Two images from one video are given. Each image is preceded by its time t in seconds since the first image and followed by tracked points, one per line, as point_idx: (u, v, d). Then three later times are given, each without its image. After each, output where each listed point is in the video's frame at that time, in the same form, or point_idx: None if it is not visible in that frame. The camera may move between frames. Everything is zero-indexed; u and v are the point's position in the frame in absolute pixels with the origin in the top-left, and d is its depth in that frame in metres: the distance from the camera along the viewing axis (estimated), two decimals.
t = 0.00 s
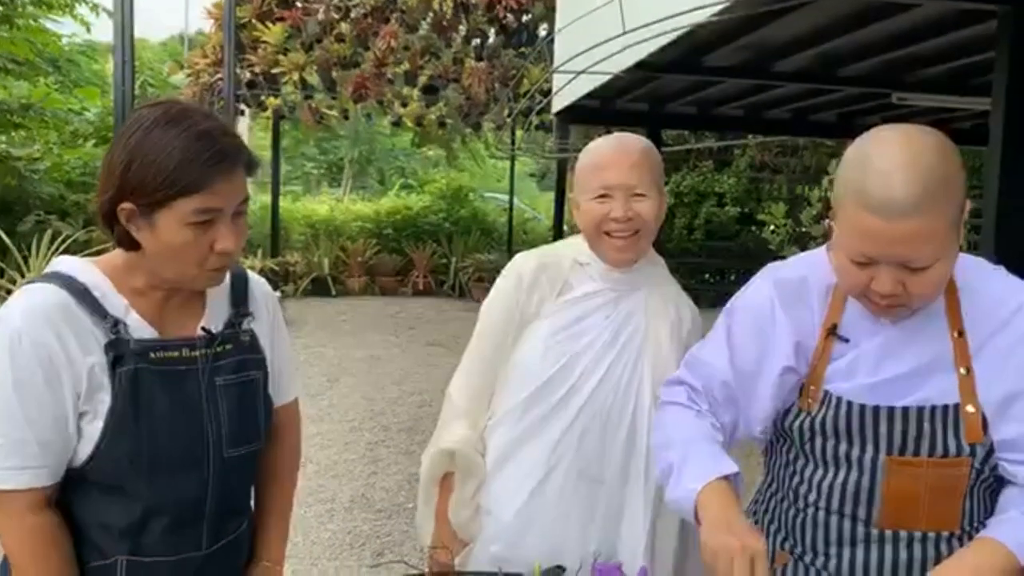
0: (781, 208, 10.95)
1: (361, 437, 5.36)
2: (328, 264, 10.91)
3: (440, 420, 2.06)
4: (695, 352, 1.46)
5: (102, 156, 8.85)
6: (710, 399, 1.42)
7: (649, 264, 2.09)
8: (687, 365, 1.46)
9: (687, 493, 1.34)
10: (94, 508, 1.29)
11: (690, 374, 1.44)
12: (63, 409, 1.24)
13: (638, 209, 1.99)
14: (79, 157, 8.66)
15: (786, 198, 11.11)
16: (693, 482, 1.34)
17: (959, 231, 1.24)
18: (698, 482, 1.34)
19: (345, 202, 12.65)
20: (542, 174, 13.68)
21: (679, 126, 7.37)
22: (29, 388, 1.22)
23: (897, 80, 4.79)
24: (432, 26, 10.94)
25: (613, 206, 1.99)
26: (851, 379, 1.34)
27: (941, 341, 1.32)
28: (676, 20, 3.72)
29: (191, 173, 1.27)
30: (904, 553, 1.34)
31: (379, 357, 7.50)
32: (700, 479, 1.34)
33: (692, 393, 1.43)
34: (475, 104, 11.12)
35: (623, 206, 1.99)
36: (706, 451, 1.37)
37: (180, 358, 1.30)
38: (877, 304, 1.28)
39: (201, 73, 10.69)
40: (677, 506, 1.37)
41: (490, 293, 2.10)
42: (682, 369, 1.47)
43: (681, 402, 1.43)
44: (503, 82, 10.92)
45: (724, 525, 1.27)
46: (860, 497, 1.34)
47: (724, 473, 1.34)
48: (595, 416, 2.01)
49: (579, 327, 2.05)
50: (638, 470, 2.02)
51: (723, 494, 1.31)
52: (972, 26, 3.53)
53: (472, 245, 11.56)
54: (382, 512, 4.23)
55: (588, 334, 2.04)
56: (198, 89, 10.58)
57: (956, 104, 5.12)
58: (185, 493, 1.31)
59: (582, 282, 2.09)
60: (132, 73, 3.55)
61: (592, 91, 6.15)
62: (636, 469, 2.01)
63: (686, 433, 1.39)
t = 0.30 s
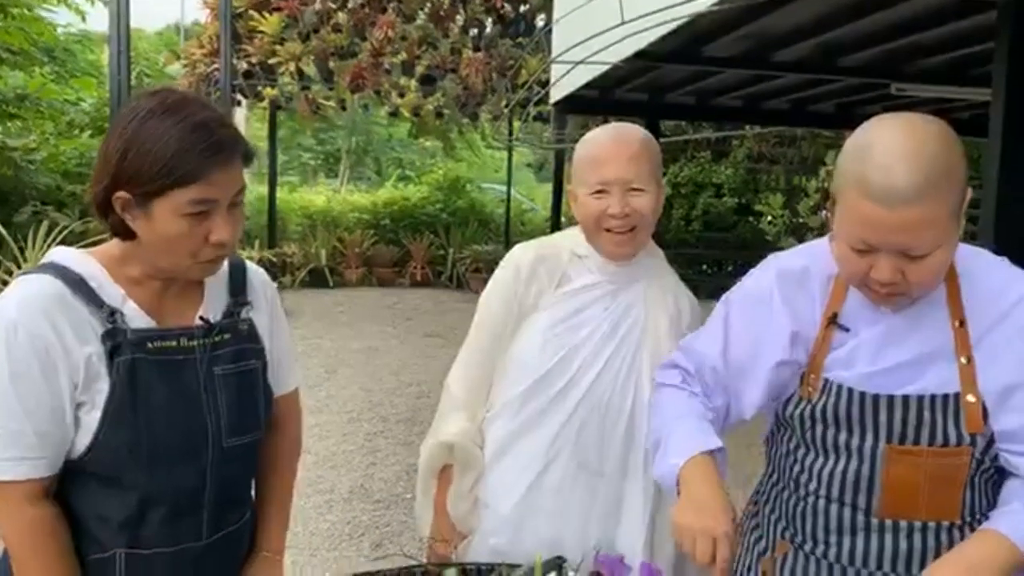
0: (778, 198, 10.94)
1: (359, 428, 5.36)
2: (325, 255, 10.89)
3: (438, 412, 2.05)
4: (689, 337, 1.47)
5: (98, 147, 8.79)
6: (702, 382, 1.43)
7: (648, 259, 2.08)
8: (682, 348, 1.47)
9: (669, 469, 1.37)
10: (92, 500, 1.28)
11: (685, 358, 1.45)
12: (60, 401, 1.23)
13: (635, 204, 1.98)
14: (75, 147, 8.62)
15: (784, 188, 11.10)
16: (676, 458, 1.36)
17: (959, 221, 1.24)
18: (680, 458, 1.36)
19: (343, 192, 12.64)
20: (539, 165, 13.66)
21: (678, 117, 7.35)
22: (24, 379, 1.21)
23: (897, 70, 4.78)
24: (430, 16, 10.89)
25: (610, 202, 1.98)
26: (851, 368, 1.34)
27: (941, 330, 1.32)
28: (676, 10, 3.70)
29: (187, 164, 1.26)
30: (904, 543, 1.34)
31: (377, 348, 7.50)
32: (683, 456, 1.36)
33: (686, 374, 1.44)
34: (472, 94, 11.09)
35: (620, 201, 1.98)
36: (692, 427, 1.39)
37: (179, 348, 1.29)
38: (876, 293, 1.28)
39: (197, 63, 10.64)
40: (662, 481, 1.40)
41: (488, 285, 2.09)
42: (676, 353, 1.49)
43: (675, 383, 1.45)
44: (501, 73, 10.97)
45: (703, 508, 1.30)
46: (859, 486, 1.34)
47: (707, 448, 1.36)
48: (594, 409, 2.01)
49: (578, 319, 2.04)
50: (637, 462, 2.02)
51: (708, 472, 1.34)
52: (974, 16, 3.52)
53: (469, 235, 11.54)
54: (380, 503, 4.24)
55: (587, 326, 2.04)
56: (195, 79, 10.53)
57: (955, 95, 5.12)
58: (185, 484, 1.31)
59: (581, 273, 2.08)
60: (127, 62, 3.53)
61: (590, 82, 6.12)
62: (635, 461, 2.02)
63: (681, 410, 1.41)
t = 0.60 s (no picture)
0: (775, 189, 10.92)
1: (357, 418, 5.37)
2: (321, 246, 10.89)
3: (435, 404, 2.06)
4: (713, 347, 1.47)
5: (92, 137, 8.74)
6: (731, 392, 1.42)
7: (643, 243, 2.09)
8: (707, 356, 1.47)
9: (690, 496, 1.35)
10: (95, 490, 1.28)
11: (713, 371, 1.44)
12: (62, 390, 1.23)
13: (627, 190, 1.98)
14: (69, 138, 8.59)
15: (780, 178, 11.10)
16: (698, 485, 1.34)
17: (958, 209, 1.24)
18: (701, 486, 1.34)
19: (339, 182, 12.63)
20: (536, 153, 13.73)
21: (676, 107, 7.34)
22: (26, 369, 1.21)
23: (895, 60, 4.78)
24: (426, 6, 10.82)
25: (602, 187, 1.98)
26: (851, 356, 1.34)
27: (941, 317, 1.33)
28: None
29: (190, 154, 1.26)
30: (903, 529, 1.34)
31: (374, 339, 7.50)
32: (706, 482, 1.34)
33: (714, 387, 1.43)
34: (469, 84, 11.07)
35: (613, 186, 1.98)
36: (717, 451, 1.37)
37: (181, 337, 1.29)
38: (876, 282, 1.28)
39: (192, 53, 10.58)
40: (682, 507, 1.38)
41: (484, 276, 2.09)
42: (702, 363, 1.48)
43: (702, 401, 1.43)
44: (497, 62, 10.91)
45: (720, 536, 1.28)
46: (859, 474, 1.35)
47: (731, 476, 1.34)
48: (593, 399, 2.01)
49: (575, 308, 2.05)
50: (638, 451, 2.02)
51: (729, 500, 1.31)
52: (973, 6, 3.52)
53: (466, 226, 11.54)
54: (379, 493, 4.26)
55: (584, 317, 2.04)
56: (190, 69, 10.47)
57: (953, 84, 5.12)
58: (188, 473, 1.30)
59: (577, 263, 2.08)
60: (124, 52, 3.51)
61: (588, 71, 6.11)
62: (636, 451, 2.02)
63: (705, 432, 1.40)
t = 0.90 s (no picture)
0: (767, 180, 10.91)
1: (350, 410, 5.36)
2: (313, 236, 10.72)
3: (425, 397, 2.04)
4: (700, 326, 1.45)
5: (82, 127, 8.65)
6: (714, 367, 1.40)
7: (631, 224, 2.07)
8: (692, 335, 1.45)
9: (689, 461, 1.33)
10: (86, 489, 1.26)
11: (695, 348, 1.43)
12: (51, 388, 1.21)
13: (594, 174, 1.95)
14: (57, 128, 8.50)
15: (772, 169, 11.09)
16: (694, 449, 1.33)
17: (964, 202, 1.23)
18: (697, 449, 1.32)
19: (330, 173, 12.56)
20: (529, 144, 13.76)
21: (669, 98, 7.32)
22: (14, 365, 1.18)
23: (891, 51, 4.77)
24: None
25: (572, 170, 1.96)
26: (855, 349, 1.35)
27: (948, 312, 1.33)
28: None
29: (178, 144, 1.23)
30: (906, 525, 1.35)
31: (366, 330, 7.48)
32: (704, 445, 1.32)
33: (700, 363, 1.41)
34: (462, 74, 11.14)
35: (580, 169, 1.95)
36: (712, 414, 1.35)
37: (175, 333, 1.27)
38: (883, 274, 1.27)
39: (183, 42, 10.47)
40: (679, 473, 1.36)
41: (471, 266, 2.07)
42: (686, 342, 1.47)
43: (689, 373, 1.42)
44: (490, 52, 11.08)
45: (723, 496, 1.25)
46: (863, 468, 1.35)
47: (726, 434, 1.32)
48: (582, 392, 1.98)
49: (564, 298, 2.02)
50: (631, 443, 2.01)
51: (729, 459, 1.29)
52: None
53: (459, 217, 11.50)
54: (372, 485, 4.25)
55: (573, 307, 2.01)
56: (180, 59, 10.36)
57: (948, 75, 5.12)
58: (182, 469, 1.29)
59: (565, 252, 2.05)
60: (114, 42, 3.47)
61: (582, 62, 6.08)
62: (629, 442, 2.01)
63: (695, 400, 1.38)
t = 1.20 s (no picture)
0: (756, 170, 10.88)
1: (340, 402, 5.32)
2: (300, 227, 10.72)
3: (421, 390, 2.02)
4: (721, 330, 1.43)
5: (64, 116, 8.53)
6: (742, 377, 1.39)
7: (631, 213, 2.01)
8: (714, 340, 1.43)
9: (710, 481, 1.33)
10: (79, 488, 1.22)
11: (723, 355, 1.41)
12: (44, 385, 1.17)
13: (590, 156, 1.91)
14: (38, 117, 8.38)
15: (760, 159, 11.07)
16: (715, 470, 1.33)
17: (976, 191, 1.21)
18: (719, 471, 1.32)
19: (316, 163, 12.48)
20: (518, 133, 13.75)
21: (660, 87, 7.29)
22: (5, 361, 1.14)
23: (884, 40, 4.75)
24: None
25: (566, 153, 1.92)
26: (861, 342, 1.33)
27: (954, 303, 1.31)
28: None
29: (178, 135, 1.19)
30: (909, 517, 1.32)
31: (354, 322, 7.43)
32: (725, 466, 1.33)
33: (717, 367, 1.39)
34: (450, 63, 11.02)
35: (575, 150, 1.91)
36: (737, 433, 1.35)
37: (171, 328, 1.23)
38: (894, 265, 1.25)
39: (167, 30, 10.34)
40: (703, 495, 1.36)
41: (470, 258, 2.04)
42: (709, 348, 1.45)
43: (712, 385, 1.40)
44: (478, 40, 10.92)
45: (742, 519, 1.26)
46: (866, 460, 1.33)
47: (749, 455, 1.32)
48: (580, 385, 1.95)
49: (561, 291, 1.98)
50: (628, 437, 1.95)
51: (751, 484, 1.30)
52: None
53: (448, 207, 11.42)
54: (363, 477, 4.21)
55: (571, 299, 1.97)
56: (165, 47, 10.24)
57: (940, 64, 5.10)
58: (178, 467, 1.25)
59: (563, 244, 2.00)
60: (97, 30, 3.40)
61: (573, 50, 6.03)
62: (626, 436, 1.95)
63: (718, 417, 1.37)
